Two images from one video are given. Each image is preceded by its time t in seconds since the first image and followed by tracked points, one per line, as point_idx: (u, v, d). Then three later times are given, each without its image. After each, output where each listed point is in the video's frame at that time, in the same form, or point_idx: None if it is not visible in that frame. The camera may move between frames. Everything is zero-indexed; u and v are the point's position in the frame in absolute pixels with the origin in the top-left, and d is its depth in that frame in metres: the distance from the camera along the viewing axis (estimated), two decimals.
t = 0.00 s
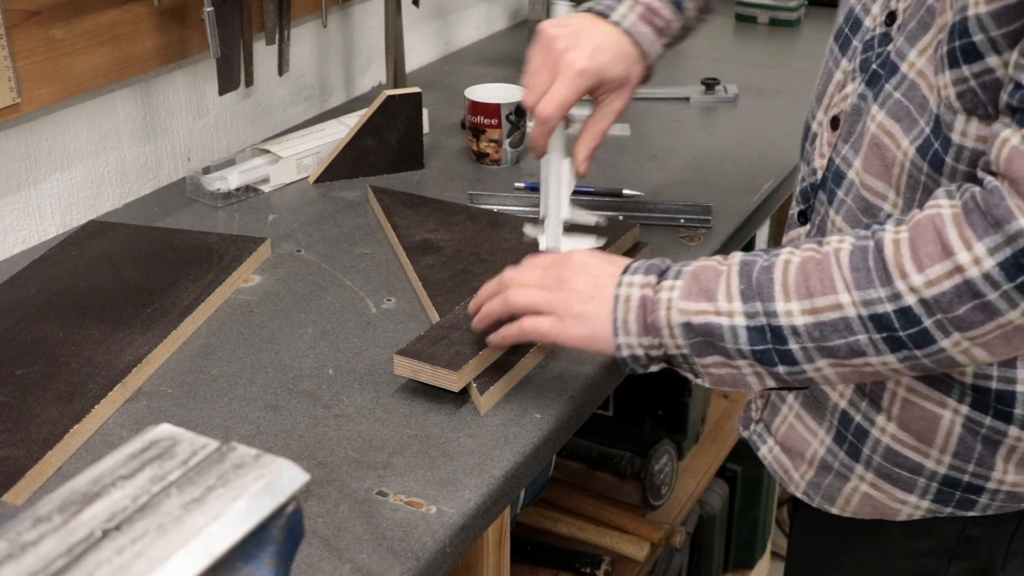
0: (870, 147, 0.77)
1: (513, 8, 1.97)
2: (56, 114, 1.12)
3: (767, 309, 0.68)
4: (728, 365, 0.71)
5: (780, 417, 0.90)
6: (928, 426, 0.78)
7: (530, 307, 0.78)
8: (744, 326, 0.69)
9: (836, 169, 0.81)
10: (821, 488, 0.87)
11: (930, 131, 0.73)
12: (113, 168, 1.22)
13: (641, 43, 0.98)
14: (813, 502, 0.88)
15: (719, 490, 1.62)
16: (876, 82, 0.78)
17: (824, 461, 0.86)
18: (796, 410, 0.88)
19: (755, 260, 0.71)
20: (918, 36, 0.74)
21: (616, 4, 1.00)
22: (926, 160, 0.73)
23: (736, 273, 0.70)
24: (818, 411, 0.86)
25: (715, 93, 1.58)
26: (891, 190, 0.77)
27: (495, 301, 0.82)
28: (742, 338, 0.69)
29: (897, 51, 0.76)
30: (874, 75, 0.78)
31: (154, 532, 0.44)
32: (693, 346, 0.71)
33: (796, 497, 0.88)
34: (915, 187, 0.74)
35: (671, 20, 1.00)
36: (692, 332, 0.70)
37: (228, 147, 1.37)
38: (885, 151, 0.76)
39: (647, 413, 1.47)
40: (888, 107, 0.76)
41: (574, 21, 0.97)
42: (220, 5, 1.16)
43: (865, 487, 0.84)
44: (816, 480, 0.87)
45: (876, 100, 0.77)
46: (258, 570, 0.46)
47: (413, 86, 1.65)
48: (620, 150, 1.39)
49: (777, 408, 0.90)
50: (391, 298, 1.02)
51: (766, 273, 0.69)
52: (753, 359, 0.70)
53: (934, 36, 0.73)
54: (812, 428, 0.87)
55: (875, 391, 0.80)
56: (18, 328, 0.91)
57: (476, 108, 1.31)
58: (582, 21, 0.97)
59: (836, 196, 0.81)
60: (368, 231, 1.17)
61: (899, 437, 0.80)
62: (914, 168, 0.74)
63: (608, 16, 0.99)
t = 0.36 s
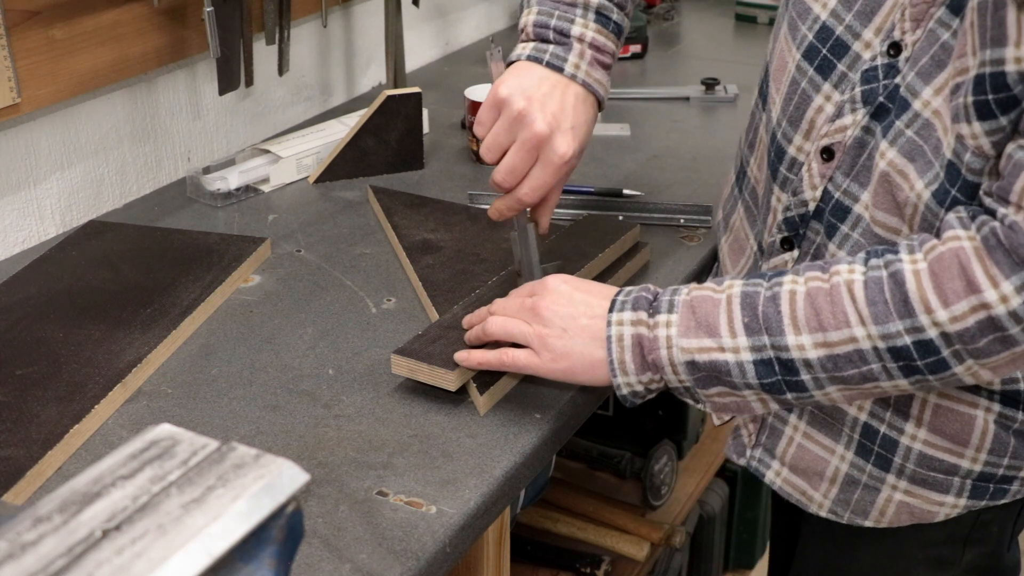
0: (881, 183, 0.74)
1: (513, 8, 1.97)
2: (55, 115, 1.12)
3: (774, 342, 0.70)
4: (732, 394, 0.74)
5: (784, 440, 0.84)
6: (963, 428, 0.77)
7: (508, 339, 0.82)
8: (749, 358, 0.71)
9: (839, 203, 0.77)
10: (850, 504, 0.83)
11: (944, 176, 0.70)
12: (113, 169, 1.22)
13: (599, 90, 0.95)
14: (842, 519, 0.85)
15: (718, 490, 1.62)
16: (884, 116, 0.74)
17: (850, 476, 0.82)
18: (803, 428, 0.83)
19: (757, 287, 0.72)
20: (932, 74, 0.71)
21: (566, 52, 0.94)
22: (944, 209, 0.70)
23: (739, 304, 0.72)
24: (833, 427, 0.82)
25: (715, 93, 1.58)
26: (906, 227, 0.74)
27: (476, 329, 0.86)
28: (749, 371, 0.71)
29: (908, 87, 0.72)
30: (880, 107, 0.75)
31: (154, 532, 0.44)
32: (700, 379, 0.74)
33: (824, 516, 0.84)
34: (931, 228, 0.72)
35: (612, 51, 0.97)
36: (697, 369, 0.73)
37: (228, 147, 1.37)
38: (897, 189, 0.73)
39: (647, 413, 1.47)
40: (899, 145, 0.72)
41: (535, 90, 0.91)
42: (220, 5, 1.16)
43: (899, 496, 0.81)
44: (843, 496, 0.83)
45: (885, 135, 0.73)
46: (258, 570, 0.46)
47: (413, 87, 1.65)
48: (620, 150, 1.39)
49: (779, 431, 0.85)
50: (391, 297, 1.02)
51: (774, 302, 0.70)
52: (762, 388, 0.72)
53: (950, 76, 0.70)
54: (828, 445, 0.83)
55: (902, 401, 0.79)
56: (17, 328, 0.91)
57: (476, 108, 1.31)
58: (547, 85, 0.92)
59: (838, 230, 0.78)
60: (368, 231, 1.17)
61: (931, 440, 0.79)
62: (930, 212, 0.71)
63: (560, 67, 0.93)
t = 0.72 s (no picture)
0: (895, 191, 0.74)
1: (513, 8, 1.97)
2: (55, 115, 1.12)
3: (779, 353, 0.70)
4: (734, 402, 0.74)
5: (788, 444, 0.84)
6: (971, 431, 0.77)
7: (507, 340, 0.82)
8: (753, 368, 0.71)
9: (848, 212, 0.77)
10: (856, 507, 0.83)
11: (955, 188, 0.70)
12: (113, 169, 1.22)
13: (623, 105, 0.95)
14: (848, 522, 0.84)
15: (718, 490, 1.62)
16: (900, 125, 0.74)
17: (856, 479, 0.82)
18: (807, 431, 0.83)
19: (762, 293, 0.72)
20: (949, 86, 0.71)
21: (591, 70, 0.94)
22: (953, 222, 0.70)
23: (743, 313, 0.72)
24: (838, 431, 0.82)
25: (715, 93, 1.59)
26: (919, 235, 0.74)
27: (476, 328, 0.86)
28: (753, 379, 0.71)
29: (925, 98, 0.72)
30: (896, 117, 0.74)
31: (154, 532, 0.44)
32: (702, 386, 0.74)
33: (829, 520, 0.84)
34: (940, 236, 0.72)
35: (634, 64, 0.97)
36: (701, 377, 0.73)
37: (228, 147, 1.37)
38: (910, 198, 0.73)
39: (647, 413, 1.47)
40: (915, 155, 0.72)
41: (565, 114, 0.90)
42: (221, 5, 1.17)
43: (906, 499, 0.81)
44: (849, 500, 0.83)
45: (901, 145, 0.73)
46: (258, 570, 0.46)
47: (413, 87, 1.65)
48: (620, 150, 1.39)
49: (783, 435, 0.84)
50: (391, 297, 1.02)
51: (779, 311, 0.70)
52: (766, 396, 0.72)
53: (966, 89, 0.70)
54: (833, 449, 0.83)
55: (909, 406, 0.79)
56: (18, 329, 0.91)
57: (476, 108, 1.32)
58: (577, 106, 0.92)
59: (849, 239, 0.78)
60: (368, 231, 1.17)
61: (939, 444, 0.79)
62: (939, 222, 0.71)
63: (585, 84, 0.93)
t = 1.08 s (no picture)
0: (913, 193, 0.73)
1: (513, 8, 1.97)
2: (55, 114, 1.12)
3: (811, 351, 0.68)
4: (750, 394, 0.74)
5: (799, 445, 0.85)
6: (984, 431, 0.77)
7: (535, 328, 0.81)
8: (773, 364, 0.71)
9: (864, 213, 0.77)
10: (869, 507, 0.84)
11: (974, 194, 0.69)
12: (114, 169, 1.22)
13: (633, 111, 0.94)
14: (860, 522, 0.85)
15: (718, 490, 1.61)
16: (914, 127, 0.73)
17: (868, 480, 0.82)
18: (818, 433, 0.83)
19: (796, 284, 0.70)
20: (966, 89, 0.70)
21: (600, 77, 0.92)
22: (971, 225, 0.69)
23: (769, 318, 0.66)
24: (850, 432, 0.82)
25: (716, 93, 1.58)
26: (936, 235, 0.73)
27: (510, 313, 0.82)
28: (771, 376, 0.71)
29: (941, 102, 0.71)
30: (910, 119, 0.74)
31: (154, 532, 0.44)
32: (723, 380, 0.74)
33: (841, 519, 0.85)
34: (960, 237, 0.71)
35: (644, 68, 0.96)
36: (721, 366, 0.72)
37: (228, 147, 1.37)
38: (929, 199, 0.72)
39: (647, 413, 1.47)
40: (934, 158, 0.72)
41: (575, 123, 0.89)
42: (220, 5, 1.16)
43: (919, 498, 0.81)
44: (861, 500, 0.84)
45: (920, 148, 0.73)
46: (258, 570, 0.46)
47: (413, 87, 1.65)
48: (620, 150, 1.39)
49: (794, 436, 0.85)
50: (391, 298, 1.02)
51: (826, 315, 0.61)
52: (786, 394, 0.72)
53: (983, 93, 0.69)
54: (845, 449, 0.83)
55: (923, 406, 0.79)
56: (18, 328, 0.91)
57: (476, 108, 1.32)
58: (586, 114, 0.91)
59: (864, 241, 0.77)
60: (368, 231, 1.17)
61: (952, 444, 0.78)
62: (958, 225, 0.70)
63: (594, 91, 0.92)
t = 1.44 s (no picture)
0: (945, 197, 0.74)
1: (513, 8, 1.97)
2: (56, 114, 1.12)
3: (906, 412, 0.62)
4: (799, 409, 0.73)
5: (822, 460, 0.87)
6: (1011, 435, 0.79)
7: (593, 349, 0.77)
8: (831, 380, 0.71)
9: (894, 222, 0.77)
10: (897, 518, 0.85)
11: None
12: (114, 169, 1.22)
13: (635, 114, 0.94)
14: (889, 533, 0.86)
15: (719, 490, 1.61)
16: (936, 132, 0.73)
17: (895, 490, 0.84)
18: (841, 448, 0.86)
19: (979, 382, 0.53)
20: (992, 92, 0.70)
21: (602, 81, 0.92)
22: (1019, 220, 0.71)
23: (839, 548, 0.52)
24: (874, 444, 0.84)
25: (716, 93, 1.58)
26: (959, 232, 0.74)
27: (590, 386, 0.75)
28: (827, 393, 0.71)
29: (966, 105, 0.71)
30: (932, 124, 0.73)
31: (154, 532, 0.44)
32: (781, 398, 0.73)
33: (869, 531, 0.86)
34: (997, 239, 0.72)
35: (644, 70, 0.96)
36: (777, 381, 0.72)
37: (228, 147, 1.37)
38: (964, 201, 0.73)
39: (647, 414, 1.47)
40: (969, 160, 0.72)
41: (576, 127, 0.89)
42: (220, 5, 1.17)
43: (947, 505, 0.83)
44: (889, 512, 0.85)
45: (951, 153, 0.72)
46: (258, 570, 0.46)
47: (413, 86, 1.65)
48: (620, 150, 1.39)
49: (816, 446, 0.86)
50: (391, 298, 1.02)
51: None
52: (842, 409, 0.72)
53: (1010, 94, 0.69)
54: (869, 462, 0.85)
55: (950, 414, 0.80)
56: (19, 328, 0.91)
57: (476, 108, 1.32)
58: (587, 117, 0.91)
59: (894, 250, 0.77)
60: (368, 231, 1.17)
61: (979, 449, 0.80)
62: (1001, 223, 0.72)
63: (597, 95, 0.92)
